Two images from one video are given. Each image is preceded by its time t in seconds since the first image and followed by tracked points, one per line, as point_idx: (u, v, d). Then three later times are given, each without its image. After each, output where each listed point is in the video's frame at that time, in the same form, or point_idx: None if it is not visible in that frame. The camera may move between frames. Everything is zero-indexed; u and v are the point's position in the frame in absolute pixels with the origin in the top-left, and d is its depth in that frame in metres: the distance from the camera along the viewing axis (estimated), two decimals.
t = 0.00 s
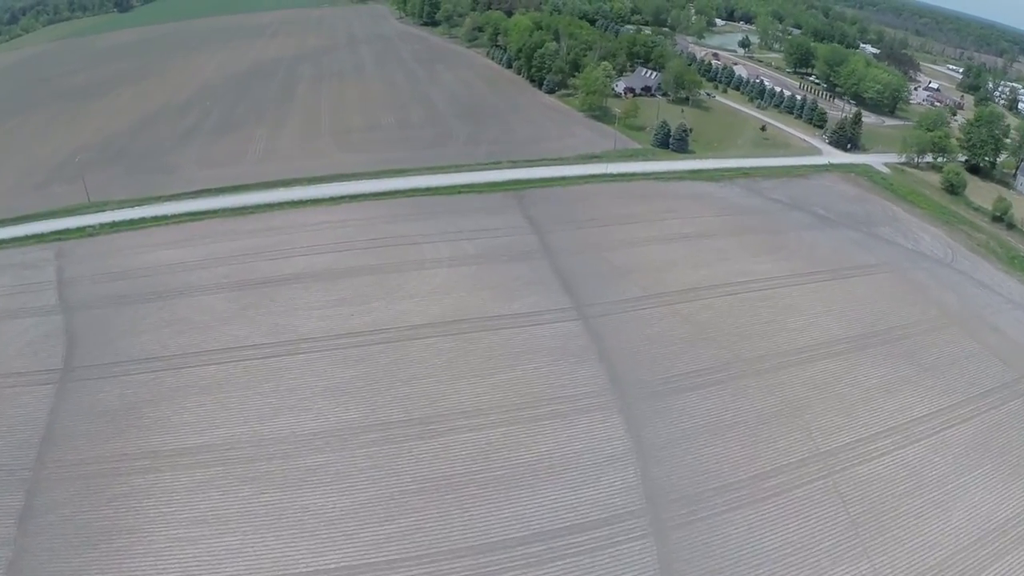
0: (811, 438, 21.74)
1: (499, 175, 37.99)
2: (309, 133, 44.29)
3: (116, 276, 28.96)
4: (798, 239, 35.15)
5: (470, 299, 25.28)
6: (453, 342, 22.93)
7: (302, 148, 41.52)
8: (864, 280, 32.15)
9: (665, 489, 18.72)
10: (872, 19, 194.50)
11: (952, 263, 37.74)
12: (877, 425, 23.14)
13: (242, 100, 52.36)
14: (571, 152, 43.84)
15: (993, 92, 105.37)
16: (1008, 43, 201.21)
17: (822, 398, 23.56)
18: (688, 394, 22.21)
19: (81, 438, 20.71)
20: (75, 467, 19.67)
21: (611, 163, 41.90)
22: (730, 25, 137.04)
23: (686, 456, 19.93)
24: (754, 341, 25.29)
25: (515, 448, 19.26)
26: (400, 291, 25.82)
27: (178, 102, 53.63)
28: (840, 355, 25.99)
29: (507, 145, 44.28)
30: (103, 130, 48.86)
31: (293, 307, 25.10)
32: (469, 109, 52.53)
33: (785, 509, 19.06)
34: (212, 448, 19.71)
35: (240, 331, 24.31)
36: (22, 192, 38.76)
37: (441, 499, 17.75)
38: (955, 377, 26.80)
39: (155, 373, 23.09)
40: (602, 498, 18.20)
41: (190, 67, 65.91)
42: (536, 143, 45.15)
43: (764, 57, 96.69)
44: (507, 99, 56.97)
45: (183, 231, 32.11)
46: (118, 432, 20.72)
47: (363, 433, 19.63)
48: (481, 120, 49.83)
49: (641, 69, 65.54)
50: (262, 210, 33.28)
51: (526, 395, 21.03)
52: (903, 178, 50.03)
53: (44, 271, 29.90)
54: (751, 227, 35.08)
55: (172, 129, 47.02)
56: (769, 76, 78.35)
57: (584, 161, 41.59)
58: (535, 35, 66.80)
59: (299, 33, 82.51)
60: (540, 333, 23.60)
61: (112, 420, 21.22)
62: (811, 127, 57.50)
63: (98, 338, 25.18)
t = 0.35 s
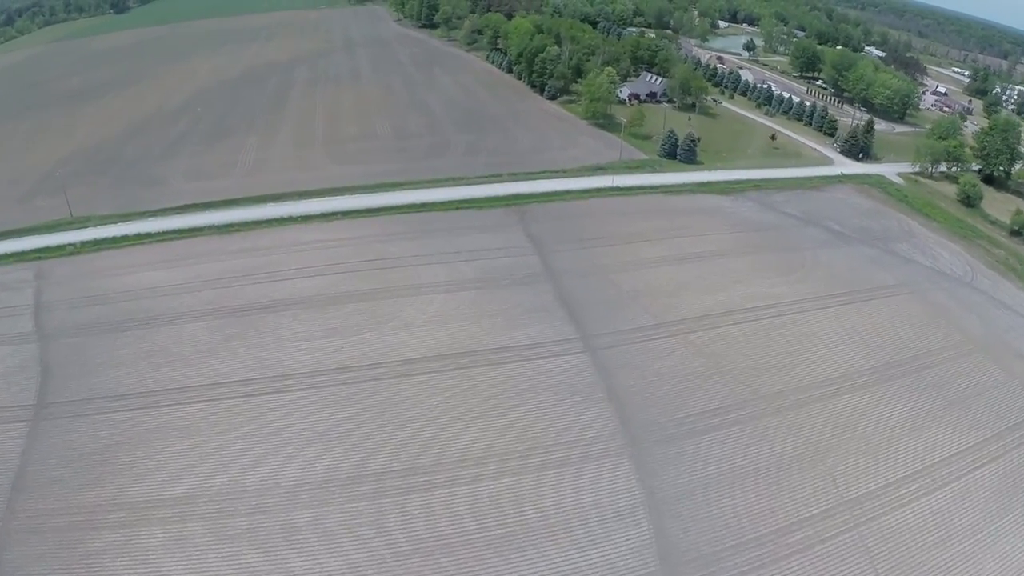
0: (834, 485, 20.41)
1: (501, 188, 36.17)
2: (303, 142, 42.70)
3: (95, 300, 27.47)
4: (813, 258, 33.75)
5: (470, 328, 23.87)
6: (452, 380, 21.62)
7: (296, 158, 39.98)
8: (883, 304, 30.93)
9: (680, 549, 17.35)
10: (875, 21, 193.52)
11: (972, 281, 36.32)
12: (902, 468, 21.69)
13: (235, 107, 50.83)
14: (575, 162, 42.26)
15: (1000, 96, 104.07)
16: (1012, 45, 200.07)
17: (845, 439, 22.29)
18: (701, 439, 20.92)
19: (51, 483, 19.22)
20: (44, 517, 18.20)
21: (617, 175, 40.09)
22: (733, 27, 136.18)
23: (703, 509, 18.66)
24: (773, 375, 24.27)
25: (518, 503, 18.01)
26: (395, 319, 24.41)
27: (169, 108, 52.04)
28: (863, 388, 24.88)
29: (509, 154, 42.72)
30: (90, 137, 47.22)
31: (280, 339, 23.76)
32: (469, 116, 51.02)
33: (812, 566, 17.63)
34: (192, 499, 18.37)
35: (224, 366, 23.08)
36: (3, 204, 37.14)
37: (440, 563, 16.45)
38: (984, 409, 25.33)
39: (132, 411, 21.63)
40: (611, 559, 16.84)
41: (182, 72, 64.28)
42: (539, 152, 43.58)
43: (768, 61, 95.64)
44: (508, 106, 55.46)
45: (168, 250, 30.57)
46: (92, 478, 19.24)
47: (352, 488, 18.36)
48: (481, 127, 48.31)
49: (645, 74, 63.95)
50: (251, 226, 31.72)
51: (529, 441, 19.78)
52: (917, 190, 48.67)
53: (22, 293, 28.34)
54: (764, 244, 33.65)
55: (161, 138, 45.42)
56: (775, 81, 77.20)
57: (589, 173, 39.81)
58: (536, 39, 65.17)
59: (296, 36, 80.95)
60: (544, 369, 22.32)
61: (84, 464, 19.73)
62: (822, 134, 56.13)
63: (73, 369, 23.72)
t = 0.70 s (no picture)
0: (861, 538, 18.85)
1: (500, 203, 34.36)
2: (294, 154, 41.00)
3: (69, 329, 25.86)
4: (828, 279, 32.29)
5: (469, 365, 22.40)
6: (449, 426, 20.17)
7: (286, 171, 38.28)
8: (903, 330, 29.50)
9: None
10: (876, 21, 192.27)
11: (992, 300, 34.81)
12: (930, 516, 20.03)
13: (225, 116, 49.23)
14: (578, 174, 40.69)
15: (1006, 99, 102.72)
16: (1014, 45, 198.77)
17: (869, 485, 20.72)
18: (716, 489, 19.41)
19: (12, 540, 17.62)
20: None
21: (622, 188, 38.31)
22: (734, 29, 134.88)
23: (720, 569, 17.13)
24: (791, 415, 22.89)
25: (520, 567, 16.52)
26: (388, 352, 22.85)
27: (157, 116, 50.44)
28: (887, 427, 23.33)
29: (509, 166, 41.11)
30: (75, 147, 45.60)
31: (265, 377, 22.27)
32: (468, 125, 49.49)
33: None
34: (165, 561, 16.84)
35: (203, 407, 21.52)
36: None
37: None
38: (1015, 445, 23.76)
39: (107, 458, 20.00)
40: None
41: (172, 77, 62.56)
42: (540, 164, 42.03)
43: (772, 64, 94.15)
44: (507, 113, 53.77)
45: (148, 274, 28.94)
46: (58, 535, 17.66)
47: (339, 550, 16.85)
48: (480, 137, 46.74)
49: (649, 80, 62.41)
50: (238, 247, 30.14)
51: (531, 494, 18.39)
52: (931, 201, 47.19)
53: None
54: (777, 264, 32.10)
55: (147, 149, 43.76)
56: (780, 86, 75.84)
57: (593, 186, 38.01)
58: (535, 43, 63.27)
59: (291, 40, 79.40)
60: (547, 413, 20.88)
61: (49, 518, 18.14)
62: (831, 143, 54.69)
63: (44, 407, 22.13)
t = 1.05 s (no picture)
0: None
1: (500, 219, 32.59)
2: (287, 165, 39.31)
3: (45, 360, 24.18)
4: (846, 303, 30.74)
5: (468, 406, 20.91)
6: (448, 478, 18.65)
7: (278, 185, 36.59)
8: (925, 360, 27.88)
9: None
10: (879, 23, 191.02)
11: (1016, 322, 33.17)
12: (965, 572, 18.31)
13: (217, 124, 47.59)
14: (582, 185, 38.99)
15: (1014, 103, 101.29)
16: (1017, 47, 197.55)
17: (898, 537, 19.05)
18: (735, 546, 17.78)
19: None
20: None
21: (629, 202, 36.45)
22: (737, 31, 133.58)
23: None
24: (811, 460, 21.30)
25: None
26: (380, 391, 21.36)
27: (148, 124, 48.81)
28: (914, 471, 21.67)
29: (510, 176, 39.37)
30: (60, 156, 43.93)
31: (251, 419, 20.79)
32: (468, 133, 47.85)
33: None
34: None
35: (184, 450, 19.96)
36: None
37: None
38: None
39: (80, 509, 18.36)
40: None
41: (165, 83, 60.92)
42: (543, 174, 40.33)
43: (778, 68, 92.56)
44: (508, 121, 52.07)
45: (130, 299, 27.35)
46: None
47: None
48: (480, 146, 45.08)
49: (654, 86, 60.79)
50: (225, 269, 28.52)
51: (535, 555, 16.77)
52: (947, 214, 45.56)
53: None
54: (791, 288, 30.49)
55: (135, 159, 42.10)
56: (788, 91, 74.31)
57: (598, 200, 36.19)
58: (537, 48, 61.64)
59: (288, 43, 77.78)
60: (553, 461, 19.36)
61: None
62: (842, 152, 53.10)
63: (13, 448, 20.49)
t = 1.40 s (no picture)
0: None
1: (501, 238, 30.92)
2: (278, 177, 37.65)
3: (15, 394, 22.59)
4: (866, 330, 29.22)
5: (468, 455, 19.40)
6: (445, 537, 17.10)
7: (268, 200, 34.94)
8: (951, 392, 26.26)
9: None
10: (884, 25, 189.56)
11: None
12: None
13: (208, 133, 45.98)
14: (588, 197, 37.24)
15: None
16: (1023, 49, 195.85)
17: None
18: None
19: None
20: None
21: (636, 218, 34.71)
22: (742, 33, 132.20)
23: None
24: (835, 512, 19.57)
25: None
26: (372, 438, 19.88)
27: (138, 133, 47.27)
28: (945, 520, 19.93)
29: (513, 188, 37.68)
30: (46, 167, 42.36)
31: (234, 467, 19.27)
32: (468, 142, 46.19)
33: None
34: None
35: (158, 501, 18.40)
36: None
37: None
38: None
39: (45, 568, 16.77)
40: None
41: (158, 89, 59.32)
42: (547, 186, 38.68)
43: (784, 72, 90.93)
44: (510, 129, 50.35)
45: (109, 328, 25.86)
46: None
47: None
48: (481, 155, 43.38)
49: (660, 92, 59.14)
50: (210, 295, 26.97)
51: None
52: (965, 228, 43.92)
53: None
54: (806, 315, 28.94)
55: (123, 171, 40.52)
56: (796, 96, 72.73)
57: (604, 215, 34.42)
58: (539, 52, 60.00)
59: (285, 47, 76.20)
60: (560, 519, 17.79)
61: None
62: (855, 162, 51.50)
63: None
